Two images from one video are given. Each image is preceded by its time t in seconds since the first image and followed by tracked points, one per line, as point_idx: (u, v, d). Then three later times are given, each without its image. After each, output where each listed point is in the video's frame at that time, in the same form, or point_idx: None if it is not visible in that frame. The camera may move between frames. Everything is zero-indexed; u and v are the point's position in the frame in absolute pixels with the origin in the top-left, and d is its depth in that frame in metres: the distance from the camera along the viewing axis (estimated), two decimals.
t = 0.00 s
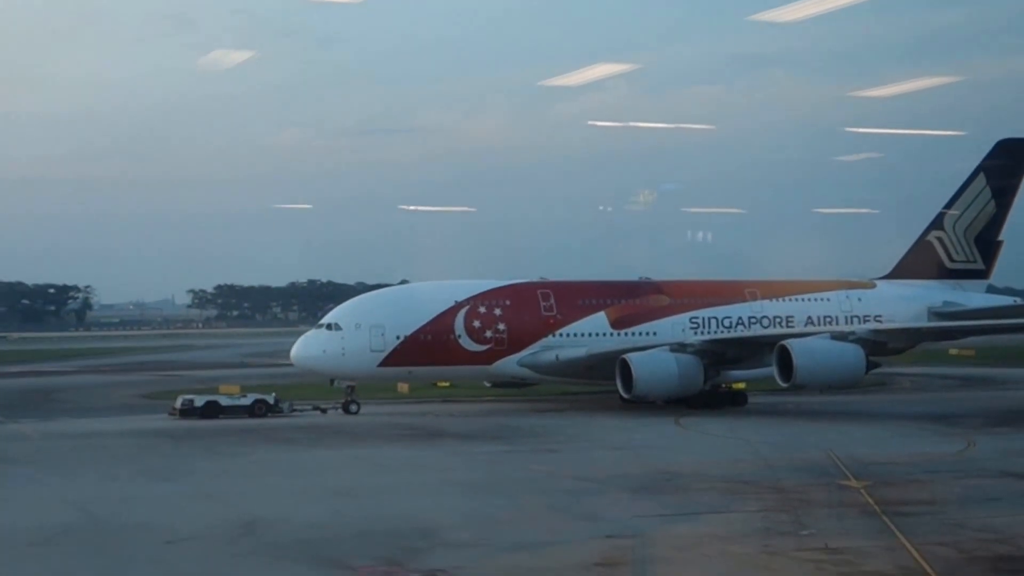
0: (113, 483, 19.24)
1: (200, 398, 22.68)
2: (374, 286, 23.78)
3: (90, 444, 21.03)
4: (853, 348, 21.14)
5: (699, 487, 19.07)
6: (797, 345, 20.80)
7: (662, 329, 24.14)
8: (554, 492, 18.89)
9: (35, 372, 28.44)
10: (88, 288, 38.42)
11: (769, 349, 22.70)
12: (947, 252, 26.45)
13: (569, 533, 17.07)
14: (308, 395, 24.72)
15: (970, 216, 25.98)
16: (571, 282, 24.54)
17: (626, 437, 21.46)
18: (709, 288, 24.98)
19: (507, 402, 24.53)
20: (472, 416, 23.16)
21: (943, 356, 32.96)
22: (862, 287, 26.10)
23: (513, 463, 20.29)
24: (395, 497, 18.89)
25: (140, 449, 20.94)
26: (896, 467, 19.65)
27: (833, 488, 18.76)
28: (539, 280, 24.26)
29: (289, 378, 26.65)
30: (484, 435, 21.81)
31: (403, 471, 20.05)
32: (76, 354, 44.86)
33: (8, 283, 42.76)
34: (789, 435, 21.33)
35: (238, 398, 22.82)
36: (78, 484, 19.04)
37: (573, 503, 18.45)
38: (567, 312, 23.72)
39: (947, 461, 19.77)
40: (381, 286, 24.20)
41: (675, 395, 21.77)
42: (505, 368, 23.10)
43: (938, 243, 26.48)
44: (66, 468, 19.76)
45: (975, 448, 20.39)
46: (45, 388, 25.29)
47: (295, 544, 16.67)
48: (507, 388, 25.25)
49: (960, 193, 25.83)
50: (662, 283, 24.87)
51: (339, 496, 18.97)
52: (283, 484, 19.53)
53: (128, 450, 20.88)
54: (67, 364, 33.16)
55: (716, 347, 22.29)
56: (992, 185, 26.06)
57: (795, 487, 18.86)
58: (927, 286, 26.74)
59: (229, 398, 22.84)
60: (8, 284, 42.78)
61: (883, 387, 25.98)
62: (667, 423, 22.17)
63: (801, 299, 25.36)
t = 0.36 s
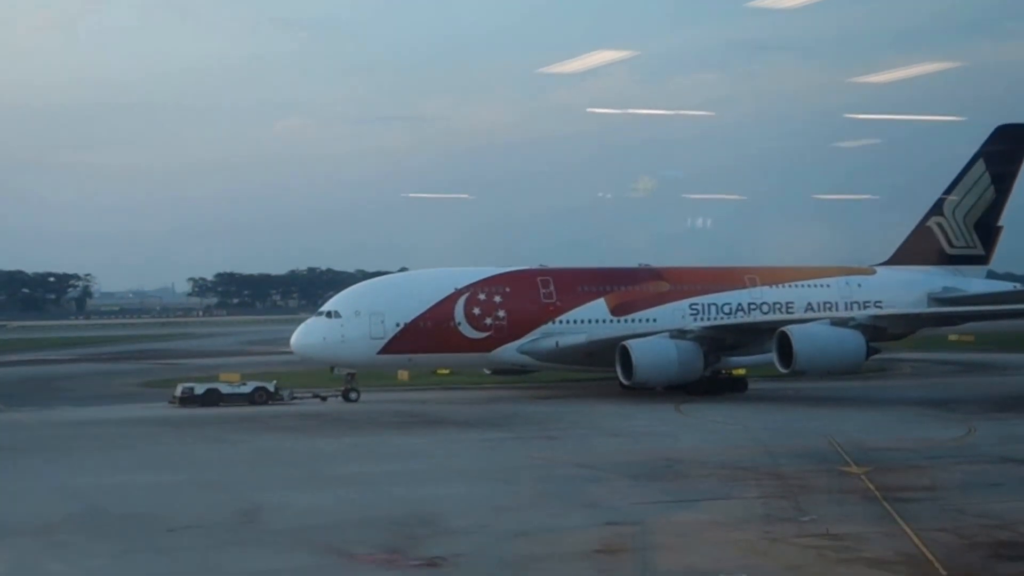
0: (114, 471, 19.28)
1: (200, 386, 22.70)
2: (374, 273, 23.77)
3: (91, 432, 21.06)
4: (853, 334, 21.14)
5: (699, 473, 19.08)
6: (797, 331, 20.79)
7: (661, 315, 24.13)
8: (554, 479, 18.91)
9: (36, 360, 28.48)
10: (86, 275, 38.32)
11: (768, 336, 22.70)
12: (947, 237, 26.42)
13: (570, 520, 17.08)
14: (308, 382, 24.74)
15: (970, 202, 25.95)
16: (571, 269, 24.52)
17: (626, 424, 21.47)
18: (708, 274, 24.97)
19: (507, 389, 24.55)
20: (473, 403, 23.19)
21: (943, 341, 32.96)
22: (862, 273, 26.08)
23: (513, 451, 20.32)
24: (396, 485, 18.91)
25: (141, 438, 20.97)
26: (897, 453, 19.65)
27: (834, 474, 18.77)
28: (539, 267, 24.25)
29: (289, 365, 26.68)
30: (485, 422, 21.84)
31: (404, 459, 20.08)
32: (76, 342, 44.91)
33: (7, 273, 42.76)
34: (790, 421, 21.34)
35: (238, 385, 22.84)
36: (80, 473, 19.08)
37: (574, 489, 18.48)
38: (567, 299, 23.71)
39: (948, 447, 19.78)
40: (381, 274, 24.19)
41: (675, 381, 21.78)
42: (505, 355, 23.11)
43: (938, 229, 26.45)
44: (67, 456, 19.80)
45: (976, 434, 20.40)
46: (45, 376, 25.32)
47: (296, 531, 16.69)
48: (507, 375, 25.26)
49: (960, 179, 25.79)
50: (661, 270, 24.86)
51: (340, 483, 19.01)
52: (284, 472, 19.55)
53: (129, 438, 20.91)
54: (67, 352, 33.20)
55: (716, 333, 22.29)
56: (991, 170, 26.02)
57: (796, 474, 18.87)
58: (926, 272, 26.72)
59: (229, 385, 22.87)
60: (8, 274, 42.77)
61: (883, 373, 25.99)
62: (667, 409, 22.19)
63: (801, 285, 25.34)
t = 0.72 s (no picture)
0: (103, 460, 19.24)
1: (190, 374, 22.66)
2: (363, 261, 23.74)
3: (81, 422, 21.02)
4: (842, 320, 21.15)
5: (689, 460, 19.10)
6: (786, 317, 20.80)
7: (651, 302, 24.13)
8: (544, 466, 18.91)
9: (25, 349, 28.41)
10: (74, 264, 38.10)
11: (758, 322, 22.71)
12: (936, 223, 26.44)
13: (560, 507, 17.09)
14: (298, 370, 24.71)
15: (958, 187, 25.97)
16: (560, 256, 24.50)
17: (616, 410, 21.49)
18: (698, 261, 24.97)
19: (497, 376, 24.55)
20: (462, 390, 23.18)
21: (933, 326, 33.03)
22: (851, 259, 26.10)
23: (503, 438, 20.32)
24: (386, 472, 18.89)
25: (130, 427, 20.93)
26: (886, 438, 19.69)
27: (823, 459, 18.80)
28: (528, 254, 24.22)
29: (278, 353, 26.65)
30: (475, 409, 21.84)
31: (394, 446, 20.07)
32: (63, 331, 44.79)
33: None
34: (779, 407, 21.36)
35: (227, 373, 22.80)
36: (69, 462, 19.03)
37: (563, 476, 18.49)
38: (556, 285, 23.69)
39: (936, 432, 19.83)
40: (370, 261, 24.15)
41: (665, 368, 21.79)
42: (494, 342, 23.10)
43: (927, 215, 26.46)
44: (56, 445, 19.76)
45: (965, 418, 20.44)
46: (34, 365, 25.24)
47: (286, 520, 16.67)
48: (497, 362, 25.26)
49: (949, 164, 25.80)
50: (650, 256, 24.85)
51: (330, 471, 18.99)
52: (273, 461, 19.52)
53: (119, 427, 20.87)
54: (56, 340, 33.11)
55: (705, 319, 22.29)
56: (980, 155, 26.03)
57: (785, 460, 18.90)
58: (916, 258, 26.75)
59: (219, 374, 22.84)
60: None
61: (873, 358, 26.04)
62: (657, 396, 22.21)
63: (790, 272, 25.35)
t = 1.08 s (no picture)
0: (77, 457, 18.81)
1: (166, 369, 22.24)
2: (343, 253, 23.34)
3: (55, 418, 20.58)
4: (830, 311, 20.80)
5: (675, 454, 18.74)
6: (774, 309, 20.44)
7: (636, 293, 23.77)
8: (527, 461, 18.55)
9: None
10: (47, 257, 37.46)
11: (744, 313, 22.37)
12: (926, 212, 26.11)
13: (543, 502, 16.72)
14: (277, 364, 24.31)
15: (948, 175, 25.64)
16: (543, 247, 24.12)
17: (600, 404, 21.13)
18: (684, 251, 24.61)
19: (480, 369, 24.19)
20: (445, 384, 22.81)
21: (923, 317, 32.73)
22: (840, 249, 25.76)
23: (485, 433, 19.95)
24: (366, 468, 18.51)
25: (105, 423, 20.50)
26: (875, 431, 19.36)
27: (811, 453, 18.46)
28: (511, 245, 23.83)
29: (257, 347, 26.23)
30: (457, 403, 21.47)
31: (374, 441, 19.69)
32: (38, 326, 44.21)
33: None
34: (766, 400, 21.02)
35: (205, 367, 22.39)
36: (41, 459, 18.60)
37: (547, 472, 18.12)
38: (540, 277, 23.32)
39: (926, 425, 19.50)
40: (350, 253, 23.74)
41: (651, 361, 21.43)
42: (477, 335, 22.73)
43: (917, 203, 26.13)
44: (29, 442, 19.32)
45: (955, 411, 20.12)
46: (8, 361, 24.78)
47: (264, 517, 16.27)
48: (480, 355, 24.89)
49: (939, 152, 25.46)
50: (636, 247, 24.47)
51: (310, 466, 18.60)
52: (252, 456, 19.11)
53: (93, 423, 20.44)
54: (30, 335, 32.60)
55: (691, 311, 21.94)
56: (970, 143, 25.70)
57: (772, 453, 18.55)
58: (905, 248, 26.42)
59: (196, 368, 22.41)
60: None
61: (861, 350, 25.71)
62: (642, 389, 21.85)
63: (778, 262, 24.99)
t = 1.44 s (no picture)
0: (35, 468, 17.78)
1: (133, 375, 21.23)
2: (318, 253, 22.37)
3: (14, 427, 19.55)
4: (829, 312, 19.89)
5: (666, 462, 17.80)
6: (771, 310, 19.52)
7: (626, 294, 22.83)
8: (510, 471, 17.59)
9: None
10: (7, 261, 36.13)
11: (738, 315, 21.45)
12: (928, 207, 25.23)
13: (526, 513, 15.77)
14: (249, 369, 23.31)
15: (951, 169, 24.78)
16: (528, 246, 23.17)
17: (587, 410, 20.18)
18: (675, 250, 23.68)
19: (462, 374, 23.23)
20: (425, 389, 21.84)
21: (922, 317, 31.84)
22: (838, 246, 24.86)
23: (466, 440, 18.99)
24: (341, 478, 17.53)
25: (67, 432, 19.48)
26: (875, 437, 18.45)
27: (809, 460, 17.53)
28: (494, 243, 22.87)
29: (229, 352, 25.23)
30: (437, 409, 20.50)
31: (349, 450, 18.72)
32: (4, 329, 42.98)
33: None
34: (761, 405, 20.09)
35: (173, 373, 21.38)
36: None
37: (531, 481, 17.18)
38: (524, 277, 22.36)
39: (929, 430, 18.60)
40: (326, 252, 22.77)
41: (641, 365, 20.50)
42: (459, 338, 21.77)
43: (919, 199, 25.26)
44: None
45: (959, 415, 19.22)
46: None
47: (234, 530, 15.27)
48: (462, 359, 23.94)
49: (941, 145, 24.59)
50: (625, 245, 23.53)
51: (283, 476, 17.61)
52: (221, 466, 18.12)
53: (54, 432, 19.42)
54: None
55: (683, 312, 21.01)
56: (974, 135, 24.83)
57: (768, 461, 17.62)
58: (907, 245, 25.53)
59: (163, 374, 21.40)
60: None
61: (859, 352, 24.81)
62: (631, 394, 20.90)
63: (772, 261, 24.08)
